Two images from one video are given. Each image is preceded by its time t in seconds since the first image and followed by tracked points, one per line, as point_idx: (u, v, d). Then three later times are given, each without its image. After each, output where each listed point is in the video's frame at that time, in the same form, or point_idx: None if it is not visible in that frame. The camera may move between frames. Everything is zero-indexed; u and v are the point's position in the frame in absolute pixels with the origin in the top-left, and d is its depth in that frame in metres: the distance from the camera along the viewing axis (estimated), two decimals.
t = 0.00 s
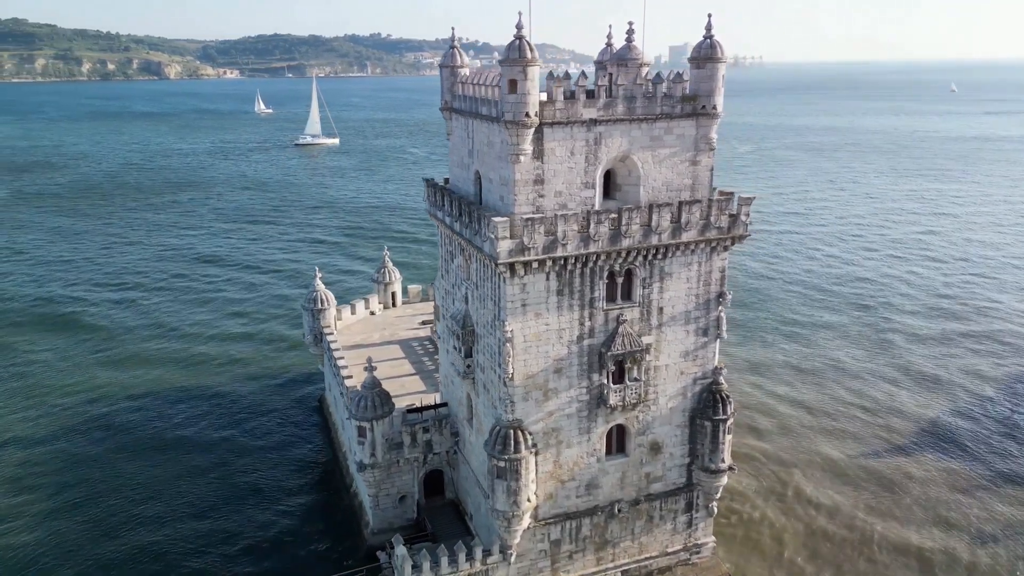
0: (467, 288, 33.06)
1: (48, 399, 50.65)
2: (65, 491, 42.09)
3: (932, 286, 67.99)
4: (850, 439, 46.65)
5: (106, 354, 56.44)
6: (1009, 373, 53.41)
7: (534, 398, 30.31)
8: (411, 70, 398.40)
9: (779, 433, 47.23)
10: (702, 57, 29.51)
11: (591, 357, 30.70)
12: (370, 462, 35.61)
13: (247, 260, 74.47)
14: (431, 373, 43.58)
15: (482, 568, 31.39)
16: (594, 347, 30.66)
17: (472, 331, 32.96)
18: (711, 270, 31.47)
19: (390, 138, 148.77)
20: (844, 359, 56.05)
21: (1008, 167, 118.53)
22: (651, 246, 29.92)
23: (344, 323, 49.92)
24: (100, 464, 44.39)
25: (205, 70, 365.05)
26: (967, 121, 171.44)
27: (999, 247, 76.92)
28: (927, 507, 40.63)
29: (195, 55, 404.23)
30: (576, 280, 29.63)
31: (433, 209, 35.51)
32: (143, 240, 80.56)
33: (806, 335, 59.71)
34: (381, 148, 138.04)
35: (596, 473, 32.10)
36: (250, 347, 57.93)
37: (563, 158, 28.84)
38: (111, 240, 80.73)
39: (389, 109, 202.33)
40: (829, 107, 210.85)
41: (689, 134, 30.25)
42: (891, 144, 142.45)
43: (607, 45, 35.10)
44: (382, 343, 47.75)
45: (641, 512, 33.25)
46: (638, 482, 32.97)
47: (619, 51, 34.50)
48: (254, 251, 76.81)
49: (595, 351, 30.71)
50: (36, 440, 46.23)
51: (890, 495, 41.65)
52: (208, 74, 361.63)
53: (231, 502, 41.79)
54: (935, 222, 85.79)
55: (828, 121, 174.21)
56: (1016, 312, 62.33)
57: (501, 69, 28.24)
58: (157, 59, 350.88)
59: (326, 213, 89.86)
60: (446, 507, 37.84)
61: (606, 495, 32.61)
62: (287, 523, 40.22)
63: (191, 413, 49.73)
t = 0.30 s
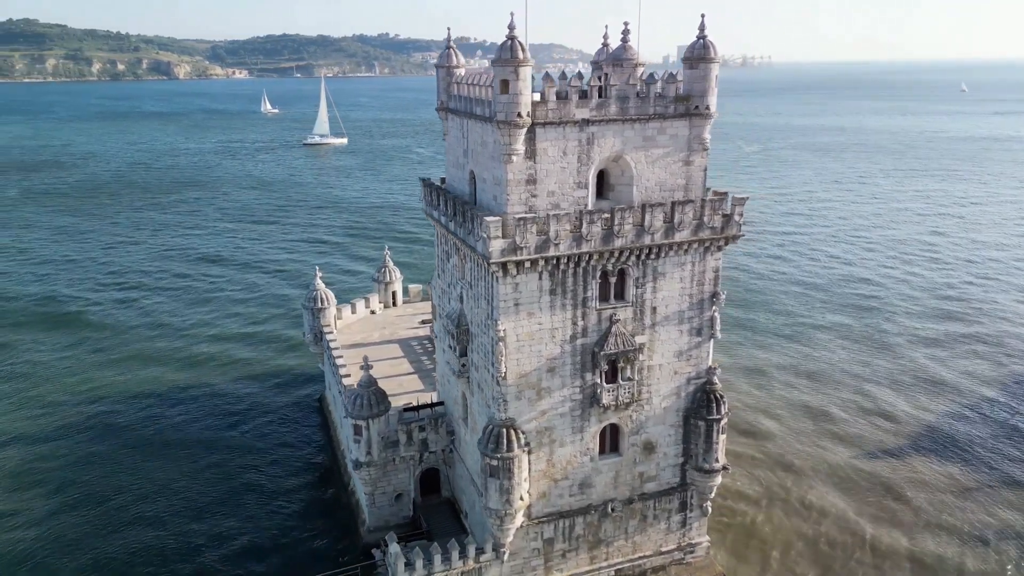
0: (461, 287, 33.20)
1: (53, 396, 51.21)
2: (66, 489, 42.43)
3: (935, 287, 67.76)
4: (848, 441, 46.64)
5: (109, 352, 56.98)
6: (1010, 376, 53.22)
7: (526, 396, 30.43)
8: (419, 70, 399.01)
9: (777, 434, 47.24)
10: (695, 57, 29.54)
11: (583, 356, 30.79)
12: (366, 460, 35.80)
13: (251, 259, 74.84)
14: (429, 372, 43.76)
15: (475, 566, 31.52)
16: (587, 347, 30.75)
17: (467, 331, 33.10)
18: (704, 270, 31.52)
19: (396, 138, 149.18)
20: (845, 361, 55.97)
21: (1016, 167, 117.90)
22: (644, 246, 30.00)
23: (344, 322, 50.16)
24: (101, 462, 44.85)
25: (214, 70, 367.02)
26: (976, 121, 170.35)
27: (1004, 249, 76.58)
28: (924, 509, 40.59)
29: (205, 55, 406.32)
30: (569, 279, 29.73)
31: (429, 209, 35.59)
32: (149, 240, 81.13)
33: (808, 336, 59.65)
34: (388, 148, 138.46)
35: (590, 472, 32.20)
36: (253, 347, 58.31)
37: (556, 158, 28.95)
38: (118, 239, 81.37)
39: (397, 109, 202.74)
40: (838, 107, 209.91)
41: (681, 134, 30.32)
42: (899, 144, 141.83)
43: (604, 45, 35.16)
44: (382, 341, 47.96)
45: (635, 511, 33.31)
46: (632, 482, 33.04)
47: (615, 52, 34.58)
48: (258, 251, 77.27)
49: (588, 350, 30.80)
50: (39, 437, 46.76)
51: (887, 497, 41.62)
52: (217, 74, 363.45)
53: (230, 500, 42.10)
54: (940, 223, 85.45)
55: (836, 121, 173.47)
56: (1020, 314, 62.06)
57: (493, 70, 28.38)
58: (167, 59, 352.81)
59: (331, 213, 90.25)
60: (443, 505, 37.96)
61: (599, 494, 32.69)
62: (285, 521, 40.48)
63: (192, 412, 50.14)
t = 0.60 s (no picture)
0: (456, 286, 33.35)
1: (58, 392, 51.81)
2: (68, 484, 42.91)
3: (941, 289, 67.51)
4: (847, 443, 46.59)
5: (115, 350, 57.58)
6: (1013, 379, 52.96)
7: (518, 395, 30.57)
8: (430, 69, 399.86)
9: (776, 437, 47.17)
10: (687, 57, 29.58)
11: (575, 355, 30.91)
12: (361, 458, 36.05)
13: (257, 259, 75.36)
14: (428, 371, 43.98)
15: (467, 564, 31.68)
16: (579, 346, 30.87)
17: (461, 330, 33.27)
18: (697, 270, 31.57)
19: (405, 138, 149.67)
20: (847, 363, 55.96)
21: None
22: (636, 246, 30.09)
23: (345, 320, 50.44)
24: (103, 458, 45.34)
25: (226, 70, 369.03)
26: (988, 122, 169.03)
27: (1011, 251, 76.11)
28: (920, 511, 40.55)
29: (217, 55, 408.66)
30: (560, 278, 29.86)
31: (425, 208, 35.74)
32: (156, 238, 81.82)
33: (810, 338, 59.58)
34: (396, 147, 138.97)
35: (582, 471, 32.31)
36: (257, 345, 58.74)
37: (548, 157, 29.09)
38: (126, 238, 82.11)
39: (406, 109, 203.36)
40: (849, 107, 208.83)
41: (674, 134, 30.39)
42: (909, 144, 140.99)
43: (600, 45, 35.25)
44: (382, 340, 48.22)
45: (627, 510, 33.40)
46: (624, 481, 33.14)
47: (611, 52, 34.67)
48: (264, 250, 77.81)
49: (580, 350, 30.93)
50: (43, 433, 47.33)
51: (883, 499, 41.62)
52: (229, 74, 365.52)
53: (229, 496, 42.44)
54: (948, 225, 84.98)
55: (847, 121, 172.64)
56: None
57: (485, 70, 28.53)
58: (179, 59, 355.06)
59: (338, 212, 90.71)
60: (438, 503, 38.16)
61: (592, 493, 32.80)
62: (284, 518, 40.80)
63: (194, 409, 50.60)
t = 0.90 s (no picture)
0: (451, 286, 33.47)
1: (62, 391, 52.26)
2: (71, 481, 43.31)
3: (945, 291, 67.21)
4: (845, 447, 46.47)
5: (120, 349, 58.05)
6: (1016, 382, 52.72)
7: (512, 394, 30.69)
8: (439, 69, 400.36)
9: (774, 440, 47.04)
10: (681, 57, 29.60)
11: (569, 355, 31.00)
12: (358, 456, 36.28)
13: (262, 259, 75.77)
14: (427, 370, 44.14)
15: (461, 562, 31.81)
16: (573, 345, 30.96)
17: (456, 329, 33.40)
18: (691, 270, 31.60)
19: (412, 138, 150.02)
20: (848, 365, 55.84)
21: None
22: (629, 246, 30.14)
23: (346, 319, 50.66)
24: (104, 455, 45.71)
25: (237, 70, 370.62)
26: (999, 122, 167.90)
27: (1017, 252, 75.70)
28: (917, 516, 40.44)
29: (228, 55, 410.58)
30: (554, 278, 29.95)
31: (422, 208, 35.86)
32: (163, 238, 82.34)
33: (812, 340, 59.45)
34: (403, 147, 139.31)
35: (576, 470, 32.40)
36: (260, 345, 59.09)
37: (541, 158, 29.18)
38: (133, 237, 82.68)
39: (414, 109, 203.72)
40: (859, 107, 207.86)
41: (668, 134, 30.43)
42: (919, 144, 140.25)
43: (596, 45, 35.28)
44: (382, 339, 48.40)
45: (622, 510, 33.44)
46: (619, 481, 33.19)
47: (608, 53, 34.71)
48: (270, 250, 78.22)
49: (574, 349, 31.02)
50: (47, 431, 47.77)
51: (879, 503, 41.47)
52: (240, 73, 367.16)
53: (229, 494, 42.73)
54: (954, 226, 84.55)
55: (856, 121, 171.80)
56: None
57: (478, 71, 28.65)
58: (190, 59, 356.85)
59: (344, 212, 91.06)
60: (436, 502, 38.31)
61: (586, 492, 32.87)
62: (283, 516, 41.07)
63: (196, 407, 50.95)
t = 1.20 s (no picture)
0: (448, 285, 33.58)
1: (67, 389, 52.71)
2: (74, 479, 43.68)
3: (951, 293, 66.92)
4: (846, 450, 46.29)
5: (125, 348, 58.49)
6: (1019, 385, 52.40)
7: (507, 394, 30.78)
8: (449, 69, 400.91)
9: (773, 444, 46.84)
10: (677, 58, 29.66)
11: (564, 355, 31.07)
12: (356, 454, 36.46)
13: (267, 259, 76.17)
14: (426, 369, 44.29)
15: (456, 560, 31.92)
16: (568, 345, 31.03)
17: (453, 328, 33.52)
18: (687, 271, 31.61)
19: (420, 138, 150.35)
20: (851, 367, 55.69)
21: None
22: (624, 246, 30.19)
23: (348, 319, 50.89)
24: (107, 454, 46.06)
25: (247, 70, 372.12)
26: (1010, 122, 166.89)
27: None
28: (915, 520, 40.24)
29: (239, 55, 412.53)
30: (548, 278, 30.03)
31: (420, 208, 35.97)
32: (170, 238, 82.86)
33: (815, 343, 59.31)
34: (410, 147, 139.73)
35: (572, 469, 32.46)
36: (264, 344, 59.47)
37: (536, 158, 29.27)
38: (140, 237, 83.24)
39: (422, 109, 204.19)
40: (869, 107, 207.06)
41: (664, 135, 30.45)
42: (928, 145, 139.67)
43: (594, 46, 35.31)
44: (383, 337, 48.59)
45: (617, 509, 33.49)
46: (615, 480, 33.24)
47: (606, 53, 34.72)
48: (276, 250, 78.60)
49: (569, 349, 31.09)
50: (51, 429, 48.19)
51: (877, 507, 41.27)
52: (250, 73, 368.79)
53: (229, 492, 43.05)
54: (961, 227, 84.18)
55: (865, 121, 171.23)
56: None
57: (473, 71, 28.78)
58: (201, 59, 358.69)
59: (350, 211, 91.48)
60: (433, 500, 38.43)
61: (581, 492, 32.92)
62: (282, 515, 41.32)
63: (199, 406, 51.33)
